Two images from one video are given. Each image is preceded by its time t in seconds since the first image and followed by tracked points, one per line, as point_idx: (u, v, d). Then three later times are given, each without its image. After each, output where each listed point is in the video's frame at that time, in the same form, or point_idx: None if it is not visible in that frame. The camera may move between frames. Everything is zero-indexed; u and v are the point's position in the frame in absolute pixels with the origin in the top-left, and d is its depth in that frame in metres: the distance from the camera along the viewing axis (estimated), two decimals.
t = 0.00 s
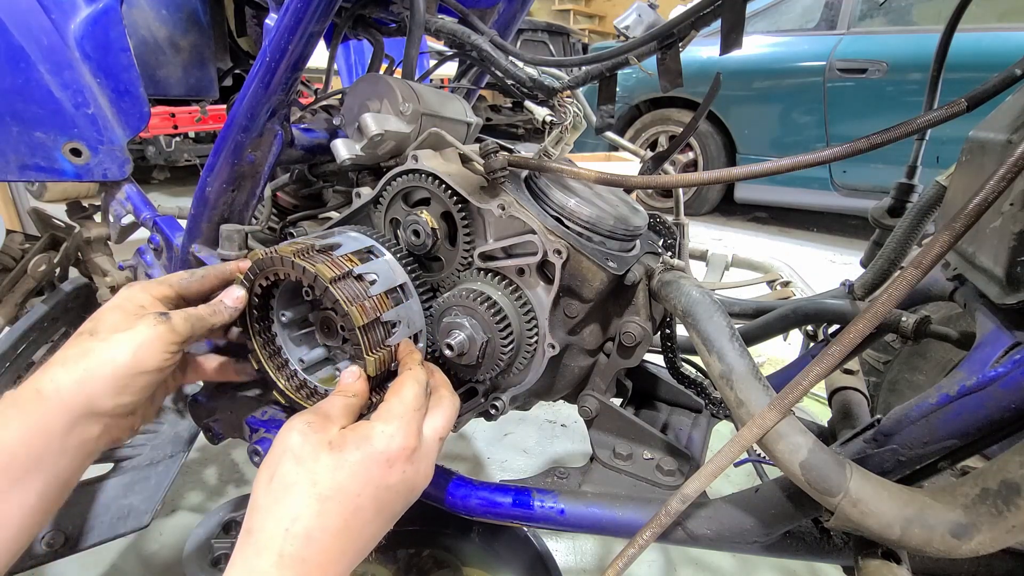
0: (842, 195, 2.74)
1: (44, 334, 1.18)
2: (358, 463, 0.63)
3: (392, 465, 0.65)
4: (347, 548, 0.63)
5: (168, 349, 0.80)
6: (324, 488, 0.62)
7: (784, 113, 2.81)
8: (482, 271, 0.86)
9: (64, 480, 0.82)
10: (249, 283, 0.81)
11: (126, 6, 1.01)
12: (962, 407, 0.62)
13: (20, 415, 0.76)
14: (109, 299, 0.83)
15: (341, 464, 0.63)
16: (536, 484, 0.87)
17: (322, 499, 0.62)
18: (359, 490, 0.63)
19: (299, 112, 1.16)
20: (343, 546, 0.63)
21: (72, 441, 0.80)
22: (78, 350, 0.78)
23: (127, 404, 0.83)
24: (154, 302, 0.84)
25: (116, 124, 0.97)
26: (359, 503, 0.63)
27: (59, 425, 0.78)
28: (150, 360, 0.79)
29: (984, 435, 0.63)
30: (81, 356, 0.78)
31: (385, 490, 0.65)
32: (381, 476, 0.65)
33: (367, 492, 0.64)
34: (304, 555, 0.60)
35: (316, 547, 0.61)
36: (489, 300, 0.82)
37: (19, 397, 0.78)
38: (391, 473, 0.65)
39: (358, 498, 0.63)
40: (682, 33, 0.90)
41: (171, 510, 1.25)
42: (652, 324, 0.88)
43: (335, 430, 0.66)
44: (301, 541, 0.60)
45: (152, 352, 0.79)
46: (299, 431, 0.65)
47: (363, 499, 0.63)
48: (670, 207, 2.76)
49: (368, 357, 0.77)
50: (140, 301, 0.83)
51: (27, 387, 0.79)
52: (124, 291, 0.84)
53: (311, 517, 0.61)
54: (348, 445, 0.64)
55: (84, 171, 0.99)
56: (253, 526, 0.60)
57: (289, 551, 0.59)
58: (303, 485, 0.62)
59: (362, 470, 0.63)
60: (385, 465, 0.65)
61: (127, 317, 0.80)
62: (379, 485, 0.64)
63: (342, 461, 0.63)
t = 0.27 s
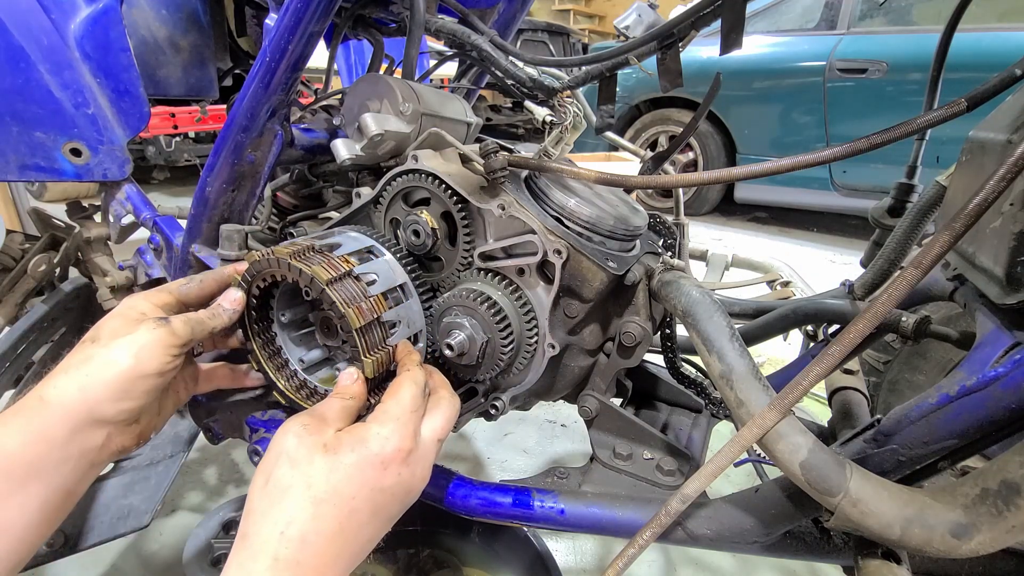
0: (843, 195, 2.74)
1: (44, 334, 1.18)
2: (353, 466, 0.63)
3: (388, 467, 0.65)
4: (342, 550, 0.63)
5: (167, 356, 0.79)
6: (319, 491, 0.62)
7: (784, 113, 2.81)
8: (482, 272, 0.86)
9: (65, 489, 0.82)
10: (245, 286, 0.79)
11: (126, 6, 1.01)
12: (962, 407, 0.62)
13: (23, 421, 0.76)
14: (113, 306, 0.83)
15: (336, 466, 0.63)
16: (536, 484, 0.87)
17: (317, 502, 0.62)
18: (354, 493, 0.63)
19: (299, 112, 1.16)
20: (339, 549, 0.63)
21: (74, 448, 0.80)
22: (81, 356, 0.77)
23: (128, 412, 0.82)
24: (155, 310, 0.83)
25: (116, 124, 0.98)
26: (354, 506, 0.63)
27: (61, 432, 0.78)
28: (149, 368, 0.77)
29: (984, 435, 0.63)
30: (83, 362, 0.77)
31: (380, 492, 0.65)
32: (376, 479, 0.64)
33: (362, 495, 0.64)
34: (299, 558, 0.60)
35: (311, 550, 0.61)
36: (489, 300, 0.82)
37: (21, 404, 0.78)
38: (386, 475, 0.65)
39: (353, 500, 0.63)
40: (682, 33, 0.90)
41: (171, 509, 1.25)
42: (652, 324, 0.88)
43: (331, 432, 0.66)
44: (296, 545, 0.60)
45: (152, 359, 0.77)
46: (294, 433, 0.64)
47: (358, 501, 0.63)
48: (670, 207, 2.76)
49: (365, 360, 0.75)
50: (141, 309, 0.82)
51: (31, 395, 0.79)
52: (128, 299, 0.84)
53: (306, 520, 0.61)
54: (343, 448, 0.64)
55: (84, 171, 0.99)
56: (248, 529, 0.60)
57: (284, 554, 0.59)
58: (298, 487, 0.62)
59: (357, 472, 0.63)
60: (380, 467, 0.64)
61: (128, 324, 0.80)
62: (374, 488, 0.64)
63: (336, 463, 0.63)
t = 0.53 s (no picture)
0: (843, 195, 2.74)
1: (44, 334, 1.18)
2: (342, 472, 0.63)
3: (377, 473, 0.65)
4: (329, 559, 0.62)
5: (151, 360, 0.78)
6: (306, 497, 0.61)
7: (784, 113, 2.81)
8: (482, 271, 0.86)
9: (47, 491, 0.81)
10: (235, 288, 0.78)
11: (126, 6, 1.01)
12: (961, 407, 0.62)
13: (5, 423, 0.76)
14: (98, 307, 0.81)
15: (324, 472, 0.62)
16: (536, 484, 0.87)
17: (304, 508, 0.61)
18: (343, 500, 0.62)
19: (299, 112, 1.16)
20: (325, 557, 0.62)
21: (58, 450, 0.80)
22: (64, 358, 0.77)
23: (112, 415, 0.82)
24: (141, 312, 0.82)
25: (116, 124, 0.97)
26: (342, 514, 0.62)
27: (44, 434, 0.78)
28: (132, 370, 0.77)
29: (983, 435, 0.63)
30: (66, 364, 0.77)
31: (369, 499, 0.64)
32: (365, 485, 0.64)
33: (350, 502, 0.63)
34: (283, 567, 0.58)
35: (296, 559, 0.59)
36: (490, 300, 0.82)
37: (4, 406, 0.78)
38: (375, 481, 0.65)
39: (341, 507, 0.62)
40: (682, 33, 0.90)
41: (171, 509, 1.25)
42: (652, 324, 0.88)
43: (318, 437, 0.65)
44: (280, 554, 0.59)
45: (136, 361, 0.77)
46: (279, 438, 0.63)
47: (346, 508, 0.62)
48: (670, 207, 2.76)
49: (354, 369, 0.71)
50: (127, 310, 0.80)
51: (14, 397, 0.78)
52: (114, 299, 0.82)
53: (293, 527, 0.60)
54: (331, 453, 0.63)
55: (84, 171, 0.99)
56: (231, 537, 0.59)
57: (268, 563, 0.58)
58: (284, 493, 0.61)
59: (345, 479, 0.63)
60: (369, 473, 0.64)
61: (111, 325, 0.78)
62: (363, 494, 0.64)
63: (324, 469, 0.62)
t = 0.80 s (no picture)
0: (842, 195, 2.74)
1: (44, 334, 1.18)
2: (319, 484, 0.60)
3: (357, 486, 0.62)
4: None
5: (123, 369, 0.78)
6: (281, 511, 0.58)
7: (784, 113, 2.81)
8: (482, 271, 0.86)
9: (11, 508, 0.78)
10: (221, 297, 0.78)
11: (126, 6, 1.01)
12: (961, 407, 0.62)
13: None
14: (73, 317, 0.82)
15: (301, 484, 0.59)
16: (536, 483, 0.87)
17: (279, 523, 0.58)
18: (320, 514, 0.59)
19: (299, 112, 1.16)
20: None
21: (24, 461, 0.78)
22: (34, 366, 0.77)
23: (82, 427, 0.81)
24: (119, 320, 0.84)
25: (116, 124, 0.98)
26: (320, 529, 0.59)
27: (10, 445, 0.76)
28: (104, 378, 0.77)
29: (983, 435, 0.63)
30: (36, 372, 0.76)
31: (348, 511, 0.61)
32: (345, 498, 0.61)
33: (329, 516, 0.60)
34: None
35: None
36: (490, 300, 0.82)
37: None
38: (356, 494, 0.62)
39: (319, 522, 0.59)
40: (682, 33, 0.90)
41: (171, 509, 1.25)
42: (652, 324, 0.88)
43: (294, 448, 0.63)
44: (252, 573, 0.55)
45: (108, 369, 0.77)
46: (253, 450, 0.61)
47: (324, 521, 0.59)
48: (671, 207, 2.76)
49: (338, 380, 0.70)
50: (105, 319, 0.83)
51: None
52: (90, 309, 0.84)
53: (267, 543, 0.57)
54: (306, 464, 0.60)
55: (85, 171, 0.99)
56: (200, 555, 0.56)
57: None
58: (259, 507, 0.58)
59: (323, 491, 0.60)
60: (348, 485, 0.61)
61: (86, 332, 0.79)
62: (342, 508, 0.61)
63: (300, 482, 0.59)
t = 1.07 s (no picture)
0: (842, 195, 2.75)
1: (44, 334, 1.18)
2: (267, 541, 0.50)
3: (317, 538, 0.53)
4: None
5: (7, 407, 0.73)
6: None
7: (784, 113, 2.80)
8: (482, 271, 0.86)
9: None
10: (151, 333, 0.70)
11: (126, 6, 1.01)
12: (962, 407, 0.62)
13: None
14: None
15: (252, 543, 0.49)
16: (536, 483, 0.87)
17: None
18: (277, 572, 0.49)
19: (299, 112, 1.16)
20: None
21: None
22: None
23: None
24: (27, 349, 0.77)
25: (116, 124, 0.97)
26: None
27: None
28: None
29: (983, 435, 0.63)
30: None
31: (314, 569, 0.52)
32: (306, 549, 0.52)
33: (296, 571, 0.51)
34: None
35: None
36: (490, 300, 0.82)
37: None
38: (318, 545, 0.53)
39: None
40: (682, 33, 0.90)
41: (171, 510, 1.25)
42: (652, 324, 0.88)
43: (243, 498, 0.53)
44: None
45: None
46: (191, 502, 0.50)
47: None
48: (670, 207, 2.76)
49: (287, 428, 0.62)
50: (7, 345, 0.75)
51: None
52: None
53: None
54: (261, 516, 0.51)
55: (84, 171, 0.99)
56: None
57: None
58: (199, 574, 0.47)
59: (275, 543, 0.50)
60: (313, 535, 0.52)
61: None
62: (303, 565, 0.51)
63: (257, 533, 0.50)
